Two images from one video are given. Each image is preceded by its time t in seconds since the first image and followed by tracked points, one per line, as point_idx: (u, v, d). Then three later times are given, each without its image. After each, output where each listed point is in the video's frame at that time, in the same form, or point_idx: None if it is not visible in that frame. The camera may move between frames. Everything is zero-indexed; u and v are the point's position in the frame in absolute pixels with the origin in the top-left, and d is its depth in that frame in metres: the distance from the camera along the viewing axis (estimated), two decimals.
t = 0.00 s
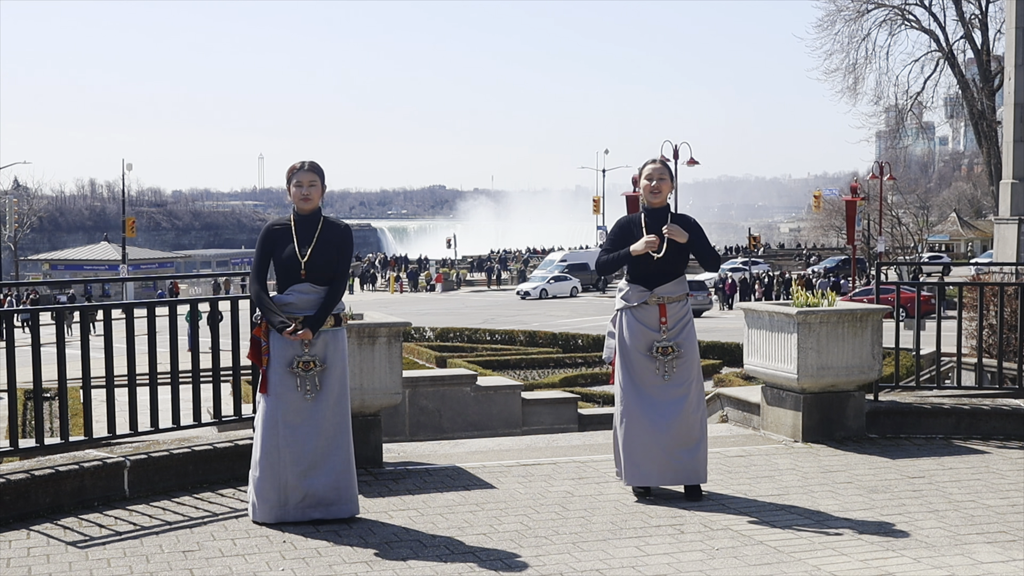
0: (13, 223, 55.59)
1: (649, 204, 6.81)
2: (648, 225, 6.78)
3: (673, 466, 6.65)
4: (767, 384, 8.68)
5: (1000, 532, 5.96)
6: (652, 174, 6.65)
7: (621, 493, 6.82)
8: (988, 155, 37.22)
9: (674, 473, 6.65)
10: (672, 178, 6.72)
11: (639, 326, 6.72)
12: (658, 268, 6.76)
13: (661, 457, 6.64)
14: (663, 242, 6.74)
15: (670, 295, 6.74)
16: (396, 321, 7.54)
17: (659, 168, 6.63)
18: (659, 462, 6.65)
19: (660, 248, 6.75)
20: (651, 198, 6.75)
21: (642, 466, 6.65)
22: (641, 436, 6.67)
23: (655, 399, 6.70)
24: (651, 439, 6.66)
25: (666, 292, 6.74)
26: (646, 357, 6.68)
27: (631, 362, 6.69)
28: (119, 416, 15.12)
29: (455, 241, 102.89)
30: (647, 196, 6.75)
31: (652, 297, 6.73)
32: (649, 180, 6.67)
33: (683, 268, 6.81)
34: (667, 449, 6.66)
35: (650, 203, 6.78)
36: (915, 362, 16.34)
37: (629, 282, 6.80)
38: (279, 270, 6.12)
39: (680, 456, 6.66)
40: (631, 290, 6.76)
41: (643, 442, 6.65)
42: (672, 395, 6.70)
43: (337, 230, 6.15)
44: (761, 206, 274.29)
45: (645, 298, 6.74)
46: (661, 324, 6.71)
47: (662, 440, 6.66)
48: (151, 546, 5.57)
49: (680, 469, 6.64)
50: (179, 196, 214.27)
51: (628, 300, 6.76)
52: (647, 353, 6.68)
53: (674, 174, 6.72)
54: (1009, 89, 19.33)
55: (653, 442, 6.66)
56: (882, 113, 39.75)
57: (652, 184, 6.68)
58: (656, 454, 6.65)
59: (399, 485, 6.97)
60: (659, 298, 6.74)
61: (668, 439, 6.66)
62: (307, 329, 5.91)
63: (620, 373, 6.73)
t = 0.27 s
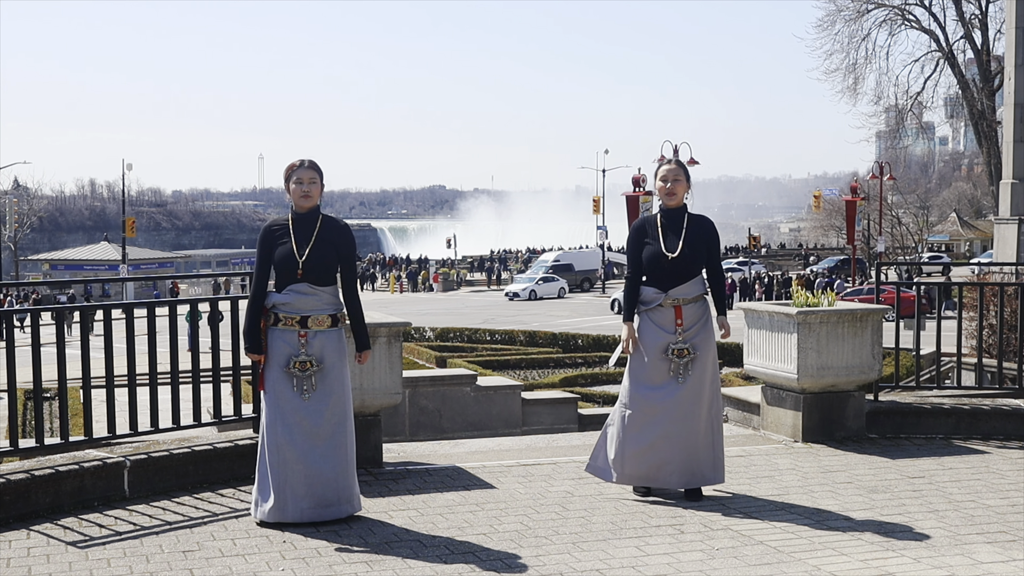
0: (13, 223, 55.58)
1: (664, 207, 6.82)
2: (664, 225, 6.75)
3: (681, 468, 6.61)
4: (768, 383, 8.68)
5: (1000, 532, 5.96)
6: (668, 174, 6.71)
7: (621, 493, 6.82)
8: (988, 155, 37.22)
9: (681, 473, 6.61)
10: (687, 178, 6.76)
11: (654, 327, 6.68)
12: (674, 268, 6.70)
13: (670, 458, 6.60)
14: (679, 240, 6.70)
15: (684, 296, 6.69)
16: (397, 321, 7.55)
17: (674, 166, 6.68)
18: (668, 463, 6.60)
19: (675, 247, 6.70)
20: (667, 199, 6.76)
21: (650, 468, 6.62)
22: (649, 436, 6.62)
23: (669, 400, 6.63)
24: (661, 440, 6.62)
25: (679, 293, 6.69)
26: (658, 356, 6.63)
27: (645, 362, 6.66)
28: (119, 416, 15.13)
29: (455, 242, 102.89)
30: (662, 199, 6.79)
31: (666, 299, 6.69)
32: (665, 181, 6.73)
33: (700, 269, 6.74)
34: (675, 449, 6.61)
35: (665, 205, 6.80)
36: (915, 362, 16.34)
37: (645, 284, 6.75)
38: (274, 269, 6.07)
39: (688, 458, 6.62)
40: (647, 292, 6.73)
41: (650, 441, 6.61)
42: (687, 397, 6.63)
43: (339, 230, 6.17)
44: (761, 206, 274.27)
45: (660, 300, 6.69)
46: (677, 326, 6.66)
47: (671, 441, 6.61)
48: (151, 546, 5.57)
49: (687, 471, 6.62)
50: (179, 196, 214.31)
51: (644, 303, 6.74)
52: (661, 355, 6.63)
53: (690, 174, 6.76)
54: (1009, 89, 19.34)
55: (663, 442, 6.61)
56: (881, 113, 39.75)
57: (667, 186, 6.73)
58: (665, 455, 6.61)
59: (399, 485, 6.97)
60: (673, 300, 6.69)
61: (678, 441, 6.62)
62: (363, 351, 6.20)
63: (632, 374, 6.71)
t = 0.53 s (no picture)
0: (12, 223, 55.56)
1: (674, 207, 6.77)
2: (674, 226, 6.72)
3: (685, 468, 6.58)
4: (768, 383, 8.68)
5: (999, 532, 5.97)
6: (679, 174, 6.66)
7: (621, 493, 6.82)
8: (988, 155, 37.20)
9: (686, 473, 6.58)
10: (698, 179, 6.71)
11: (663, 328, 6.65)
12: (683, 269, 6.66)
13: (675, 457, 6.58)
14: (688, 240, 6.67)
15: (692, 297, 6.65)
16: (397, 321, 7.54)
17: (685, 167, 6.64)
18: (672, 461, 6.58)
19: (685, 247, 6.67)
20: (677, 200, 6.72)
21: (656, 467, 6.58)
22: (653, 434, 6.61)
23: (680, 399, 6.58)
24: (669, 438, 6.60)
25: (688, 294, 6.65)
26: (670, 356, 6.59)
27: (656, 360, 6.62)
28: (119, 416, 15.12)
29: (456, 242, 102.89)
30: (673, 199, 6.74)
31: (675, 299, 6.65)
32: (675, 181, 6.68)
33: (710, 270, 6.70)
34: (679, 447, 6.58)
35: (676, 206, 6.75)
36: (915, 362, 16.34)
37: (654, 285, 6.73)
38: (275, 268, 6.10)
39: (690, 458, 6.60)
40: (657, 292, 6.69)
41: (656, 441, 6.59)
42: (696, 398, 6.60)
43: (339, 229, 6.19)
44: (761, 206, 274.17)
45: (669, 300, 6.66)
46: (685, 326, 6.62)
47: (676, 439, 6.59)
48: (151, 546, 5.57)
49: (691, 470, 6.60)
50: (179, 196, 214.38)
51: (653, 303, 6.71)
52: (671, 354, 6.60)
53: (701, 175, 6.72)
54: (1009, 89, 19.33)
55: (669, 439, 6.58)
56: (881, 113, 39.74)
57: (677, 186, 6.68)
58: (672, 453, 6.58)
59: (399, 485, 6.97)
60: (682, 301, 6.65)
61: (685, 439, 6.59)
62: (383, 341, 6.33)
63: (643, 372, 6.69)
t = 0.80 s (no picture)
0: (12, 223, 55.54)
1: (677, 208, 6.77)
2: (677, 226, 6.71)
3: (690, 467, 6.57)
4: (767, 384, 8.68)
5: (999, 532, 5.96)
6: (682, 174, 6.67)
7: (621, 494, 6.81)
8: (989, 155, 37.19)
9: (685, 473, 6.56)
10: (700, 180, 6.71)
11: (666, 328, 6.64)
12: (687, 270, 6.66)
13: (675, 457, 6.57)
14: (692, 240, 6.66)
15: (695, 298, 6.66)
16: (397, 321, 7.54)
17: (688, 167, 6.64)
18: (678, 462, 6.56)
19: (689, 247, 6.66)
20: (679, 200, 6.73)
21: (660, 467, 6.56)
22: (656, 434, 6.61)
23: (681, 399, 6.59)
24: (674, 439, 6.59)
25: (691, 294, 6.66)
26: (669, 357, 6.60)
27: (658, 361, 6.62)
28: (119, 415, 15.12)
29: (456, 242, 102.87)
30: (676, 199, 6.75)
31: (678, 299, 6.65)
32: (678, 182, 6.69)
33: (712, 270, 6.71)
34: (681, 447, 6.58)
35: (678, 206, 6.75)
36: (915, 362, 16.34)
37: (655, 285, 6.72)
38: (274, 268, 6.08)
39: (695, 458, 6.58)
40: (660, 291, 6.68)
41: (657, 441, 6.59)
42: (698, 398, 6.60)
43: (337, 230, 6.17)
44: (761, 206, 274.10)
45: (672, 300, 6.66)
46: (687, 327, 6.63)
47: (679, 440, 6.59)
48: (152, 546, 5.57)
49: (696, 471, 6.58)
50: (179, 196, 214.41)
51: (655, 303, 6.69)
52: (673, 355, 6.60)
53: (703, 176, 6.73)
54: (1009, 89, 19.34)
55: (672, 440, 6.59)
56: (881, 113, 39.75)
57: (681, 186, 6.69)
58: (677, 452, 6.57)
59: (399, 485, 6.97)
60: (684, 301, 6.66)
61: (685, 439, 6.59)
62: (344, 348, 6.15)
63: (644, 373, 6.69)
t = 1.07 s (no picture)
0: (12, 223, 55.53)
1: (675, 208, 6.78)
2: (677, 227, 6.71)
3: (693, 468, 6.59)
4: (768, 384, 8.68)
5: (999, 532, 5.97)
6: (680, 174, 6.67)
7: (621, 494, 6.82)
8: (988, 155, 37.18)
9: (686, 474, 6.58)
10: (699, 180, 6.72)
11: (664, 329, 6.64)
12: (688, 271, 6.65)
13: (676, 459, 6.58)
14: (692, 241, 6.66)
15: (695, 298, 6.66)
16: (397, 321, 7.55)
17: (687, 167, 6.65)
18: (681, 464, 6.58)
19: (689, 247, 6.66)
20: (677, 201, 6.73)
21: (664, 470, 6.58)
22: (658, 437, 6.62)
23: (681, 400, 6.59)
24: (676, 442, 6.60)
25: (691, 295, 6.66)
26: (669, 359, 6.60)
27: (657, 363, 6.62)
28: (119, 416, 15.11)
29: (456, 242, 102.85)
30: (674, 200, 6.75)
31: (678, 299, 6.65)
32: (677, 182, 6.69)
33: (713, 271, 6.71)
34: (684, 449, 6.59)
35: (677, 206, 6.76)
36: (915, 362, 16.34)
37: (654, 285, 6.71)
38: (276, 268, 6.08)
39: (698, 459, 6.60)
40: (660, 292, 6.68)
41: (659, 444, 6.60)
42: (699, 398, 6.60)
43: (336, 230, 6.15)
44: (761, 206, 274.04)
45: (672, 300, 6.65)
46: (686, 328, 6.62)
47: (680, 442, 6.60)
48: (152, 546, 5.58)
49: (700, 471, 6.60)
50: (179, 196, 214.42)
51: (655, 303, 6.69)
52: (671, 356, 6.61)
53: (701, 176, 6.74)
54: (1009, 89, 19.33)
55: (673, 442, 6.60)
56: (881, 113, 39.74)
57: (680, 186, 6.69)
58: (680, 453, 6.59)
59: (399, 485, 6.97)
60: (684, 302, 6.65)
61: (686, 440, 6.60)
62: (359, 346, 6.17)
63: (642, 375, 6.67)
